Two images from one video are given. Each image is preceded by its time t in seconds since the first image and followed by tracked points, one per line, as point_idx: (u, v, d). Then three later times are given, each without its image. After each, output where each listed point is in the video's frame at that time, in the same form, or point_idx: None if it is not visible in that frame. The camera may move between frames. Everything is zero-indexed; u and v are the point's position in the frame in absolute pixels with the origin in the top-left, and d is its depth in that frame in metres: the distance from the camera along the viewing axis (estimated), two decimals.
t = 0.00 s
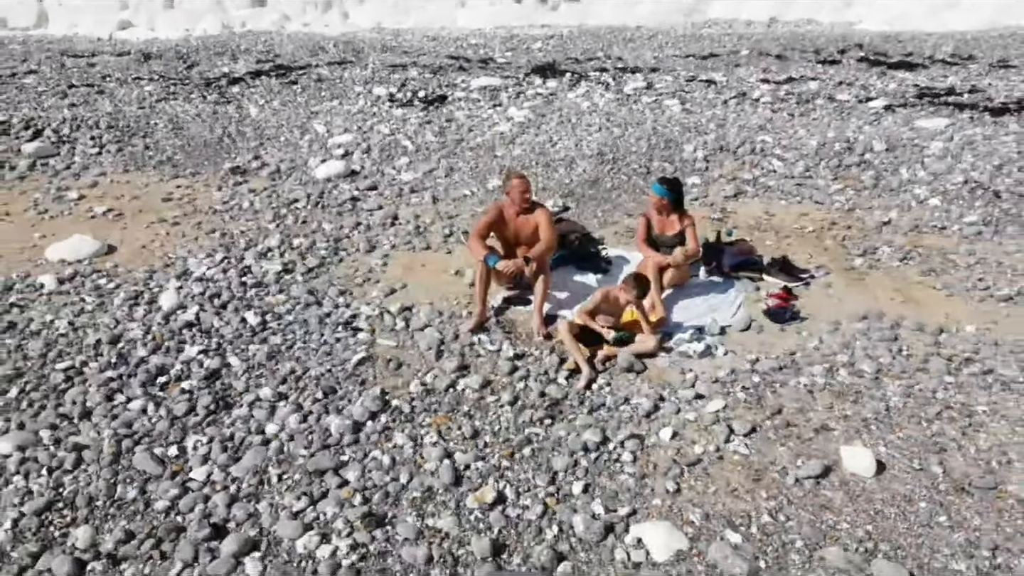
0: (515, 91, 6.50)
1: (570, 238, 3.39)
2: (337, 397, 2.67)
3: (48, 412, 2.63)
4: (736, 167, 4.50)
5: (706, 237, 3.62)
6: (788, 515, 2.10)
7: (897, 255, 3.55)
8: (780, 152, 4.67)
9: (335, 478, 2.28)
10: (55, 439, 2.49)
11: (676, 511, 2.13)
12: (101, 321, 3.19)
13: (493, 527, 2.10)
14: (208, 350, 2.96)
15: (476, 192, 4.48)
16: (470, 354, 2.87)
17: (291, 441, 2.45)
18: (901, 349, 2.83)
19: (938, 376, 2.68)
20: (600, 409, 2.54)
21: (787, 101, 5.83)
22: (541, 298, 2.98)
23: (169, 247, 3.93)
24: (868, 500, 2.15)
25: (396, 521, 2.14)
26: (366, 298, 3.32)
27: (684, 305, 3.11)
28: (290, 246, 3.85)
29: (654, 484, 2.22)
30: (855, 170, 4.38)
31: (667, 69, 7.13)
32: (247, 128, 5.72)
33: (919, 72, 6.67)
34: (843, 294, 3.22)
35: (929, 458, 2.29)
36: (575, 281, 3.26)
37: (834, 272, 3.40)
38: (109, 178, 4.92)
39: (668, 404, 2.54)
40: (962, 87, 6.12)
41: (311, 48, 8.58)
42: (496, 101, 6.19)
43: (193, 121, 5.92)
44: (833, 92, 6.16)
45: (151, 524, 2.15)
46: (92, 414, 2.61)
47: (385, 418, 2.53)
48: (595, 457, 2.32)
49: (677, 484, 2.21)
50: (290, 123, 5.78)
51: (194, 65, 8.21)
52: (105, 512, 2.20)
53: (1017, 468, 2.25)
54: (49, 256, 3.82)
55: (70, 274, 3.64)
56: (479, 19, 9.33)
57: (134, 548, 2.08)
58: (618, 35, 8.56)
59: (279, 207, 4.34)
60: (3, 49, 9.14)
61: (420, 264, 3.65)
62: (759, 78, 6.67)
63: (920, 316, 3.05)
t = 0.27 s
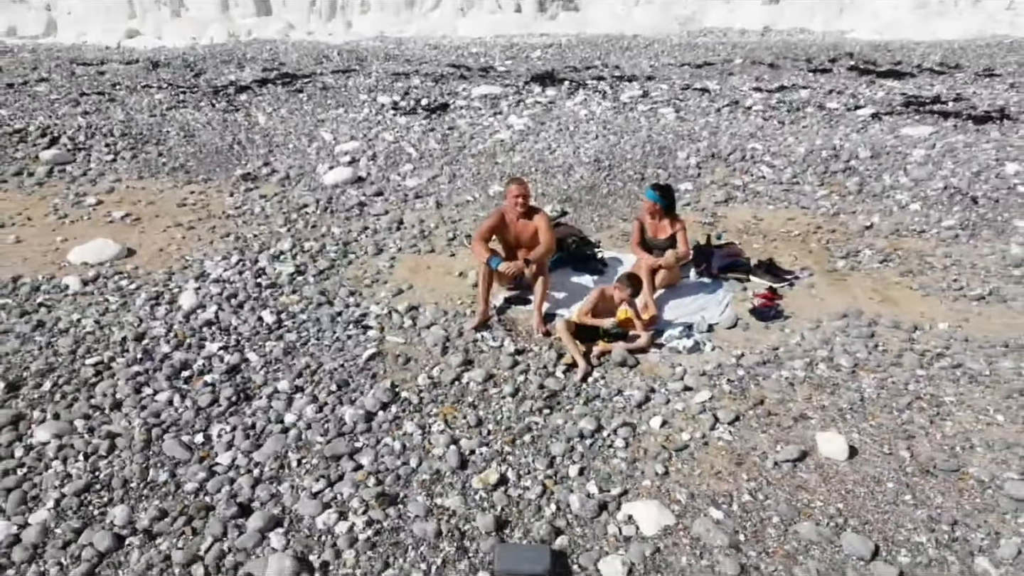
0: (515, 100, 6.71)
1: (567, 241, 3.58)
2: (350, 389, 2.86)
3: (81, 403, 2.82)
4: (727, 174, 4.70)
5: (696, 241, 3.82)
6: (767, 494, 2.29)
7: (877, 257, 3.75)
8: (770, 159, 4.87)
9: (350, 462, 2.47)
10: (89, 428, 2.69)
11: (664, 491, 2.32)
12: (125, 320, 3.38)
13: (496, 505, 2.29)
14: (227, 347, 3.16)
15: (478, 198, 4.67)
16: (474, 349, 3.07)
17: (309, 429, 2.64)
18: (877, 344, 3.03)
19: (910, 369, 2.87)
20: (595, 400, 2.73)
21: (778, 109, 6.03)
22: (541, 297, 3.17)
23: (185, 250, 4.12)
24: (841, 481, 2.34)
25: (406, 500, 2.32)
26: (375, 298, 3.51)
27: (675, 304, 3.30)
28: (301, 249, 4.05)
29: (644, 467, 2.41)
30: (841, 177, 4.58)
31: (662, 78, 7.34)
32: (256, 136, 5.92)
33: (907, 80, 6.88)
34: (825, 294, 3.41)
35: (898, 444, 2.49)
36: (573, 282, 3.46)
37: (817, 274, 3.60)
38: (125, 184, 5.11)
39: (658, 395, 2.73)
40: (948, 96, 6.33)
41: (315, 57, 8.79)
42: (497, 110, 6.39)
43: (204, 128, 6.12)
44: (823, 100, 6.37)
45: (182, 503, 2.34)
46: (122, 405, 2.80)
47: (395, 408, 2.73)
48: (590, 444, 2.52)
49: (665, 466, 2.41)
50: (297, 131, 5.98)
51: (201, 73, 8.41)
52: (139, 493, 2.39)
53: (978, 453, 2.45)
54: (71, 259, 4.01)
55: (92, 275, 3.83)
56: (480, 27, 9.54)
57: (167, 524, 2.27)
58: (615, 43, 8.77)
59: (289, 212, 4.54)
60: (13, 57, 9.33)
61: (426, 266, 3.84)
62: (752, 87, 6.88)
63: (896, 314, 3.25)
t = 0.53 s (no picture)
0: (515, 108, 6.93)
1: (564, 245, 3.79)
2: (362, 383, 3.07)
3: (111, 396, 3.03)
4: (718, 181, 4.91)
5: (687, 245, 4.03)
6: (747, 476, 2.50)
7: (859, 260, 3.95)
8: (759, 166, 5.08)
9: (363, 449, 2.68)
10: (121, 418, 2.89)
11: (653, 473, 2.52)
12: (148, 319, 3.59)
13: (498, 487, 2.49)
14: (245, 344, 3.36)
15: (479, 204, 4.88)
16: (477, 346, 3.28)
17: (324, 419, 2.85)
18: (854, 341, 3.23)
19: (885, 364, 3.07)
20: (590, 393, 2.94)
21: (769, 118, 6.25)
22: (539, 297, 3.38)
23: (201, 253, 4.33)
24: (816, 465, 2.54)
25: (416, 483, 2.53)
26: (383, 299, 3.72)
27: (666, 304, 3.50)
28: (312, 252, 4.26)
29: (635, 453, 2.61)
30: (826, 184, 4.79)
31: (658, 86, 7.56)
32: (264, 144, 6.13)
33: (895, 89, 7.10)
34: (808, 295, 3.62)
35: (870, 432, 2.69)
36: (570, 284, 3.66)
37: (801, 275, 3.81)
38: (140, 190, 5.32)
39: (649, 388, 2.94)
40: (933, 104, 6.55)
41: (320, 65, 9.01)
42: (497, 118, 6.61)
43: (214, 137, 6.34)
44: (812, 108, 6.59)
45: (209, 486, 2.55)
46: (149, 398, 3.01)
47: (404, 400, 2.93)
48: (585, 432, 2.72)
49: (654, 452, 2.61)
50: (304, 139, 6.19)
51: (209, 81, 8.63)
52: (170, 477, 2.60)
53: (943, 440, 2.65)
54: (93, 262, 4.22)
55: (114, 278, 4.04)
56: (480, 35, 9.76)
57: (197, 504, 2.47)
58: (612, 52, 8.99)
59: (299, 218, 4.75)
60: (24, 65, 9.53)
61: (430, 269, 4.05)
62: (745, 95, 7.10)
63: (874, 314, 3.45)
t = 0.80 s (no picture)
0: (514, 117, 7.16)
1: (562, 249, 4.01)
2: (372, 378, 3.28)
3: (138, 390, 3.24)
4: (709, 188, 5.13)
5: (678, 249, 4.25)
6: (730, 462, 2.71)
7: (840, 264, 4.17)
8: (749, 174, 5.31)
9: (376, 438, 2.89)
10: (149, 411, 3.11)
11: (643, 460, 2.73)
12: (169, 319, 3.81)
13: (500, 472, 2.71)
14: (262, 343, 3.58)
15: (481, 210, 5.10)
16: (479, 344, 3.50)
17: (338, 411, 3.06)
18: (833, 339, 3.45)
19: (861, 360, 3.29)
20: (585, 387, 3.15)
21: (760, 127, 6.47)
22: (538, 299, 3.59)
23: (216, 257, 4.55)
24: (793, 452, 2.75)
25: (424, 469, 2.74)
26: (390, 300, 3.94)
27: (657, 305, 3.72)
28: (322, 256, 4.48)
29: (627, 442, 2.83)
30: (812, 191, 5.02)
31: (654, 95, 7.79)
32: (273, 152, 6.35)
33: (882, 98, 7.33)
34: (792, 297, 3.83)
35: (845, 423, 2.90)
36: (566, 286, 3.88)
37: (785, 278, 4.02)
38: (155, 197, 5.54)
39: (640, 382, 3.16)
40: (919, 113, 6.78)
41: (324, 74, 9.24)
42: (498, 127, 6.84)
43: (224, 145, 6.56)
44: (803, 117, 6.82)
45: (233, 471, 2.76)
46: (175, 392, 3.23)
47: (413, 394, 3.15)
48: (580, 423, 2.94)
49: (644, 440, 2.82)
50: (312, 147, 6.42)
51: (216, 90, 8.85)
52: (197, 464, 2.81)
53: (912, 429, 2.86)
54: (114, 265, 4.44)
55: (134, 281, 4.26)
56: (481, 45, 9.99)
57: (223, 488, 2.68)
58: (609, 62, 9.23)
59: (308, 223, 4.96)
60: (34, 75, 9.75)
61: (435, 272, 4.27)
62: (737, 104, 7.33)
63: (852, 314, 3.67)
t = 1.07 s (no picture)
0: (514, 125, 7.39)
1: (559, 252, 4.24)
2: (382, 374, 3.51)
3: (163, 385, 3.47)
4: (701, 194, 5.37)
5: (670, 253, 4.48)
6: (713, 449, 2.93)
7: (824, 266, 4.40)
8: (739, 181, 5.54)
9: (386, 429, 3.12)
10: (174, 404, 3.33)
11: (634, 447, 2.96)
12: (188, 319, 4.03)
13: (502, 458, 2.93)
14: (277, 341, 3.81)
15: (482, 215, 5.33)
16: (482, 342, 3.72)
17: (351, 404, 3.29)
18: (814, 337, 3.68)
19: (838, 357, 3.52)
20: (581, 381, 3.38)
21: (751, 135, 6.71)
22: (537, 300, 3.82)
23: (230, 260, 4.78)
24: (772, 441, 2.98)
25: (432, 456, 2.96)
26: (397, 301, 4.17)
27: (649, 305, 3.95)
28: (331, 260, 4.70)
29: (619, 431, 3.05)
30: (799, 197, 5.25)
31: (649, 104, 8.03)
32: (281, 160, 6.58)
33: (870, 107, 7.57)
34: (776, 298, 4.06)
35: (822, 414, 3.13)
36: (564, 288, 4.11)
37: (771, 280, 4.25)
38: (168, 203, 5.77)
39: (632, 377, 3.39)
40: (905, 122, 7.02)
41: (328, 83, 9.48)
42: (498, 135, 7.07)
43: (233, 153, 6.79)
44: (792, 125, 7.05)
45: (255, 458, 2.98)
46: (197, 386, 3.45)
47: (420, 388, 3.37)
48: (576, 414, 3.16)
49: (635, 430, 3.05)
50: (318, 155, 6.65)
51: (223, 98, 9.09)
52: (221, 452, 3.03)
53: (883, 419, 3.08)
54: (133, 268, 4.66)
55: (153, 283, 4.48)
56: (481, 54, 10.22)
57: (246, 474, 2.90)
58: (606, 71, 9.47)
59: (317, 229, 5.19)
60: (44, 83, 9.98)
61: (439, 275, 4.50)
62: (730, 113, 7.57)
63: (833, 314, 3.89)
